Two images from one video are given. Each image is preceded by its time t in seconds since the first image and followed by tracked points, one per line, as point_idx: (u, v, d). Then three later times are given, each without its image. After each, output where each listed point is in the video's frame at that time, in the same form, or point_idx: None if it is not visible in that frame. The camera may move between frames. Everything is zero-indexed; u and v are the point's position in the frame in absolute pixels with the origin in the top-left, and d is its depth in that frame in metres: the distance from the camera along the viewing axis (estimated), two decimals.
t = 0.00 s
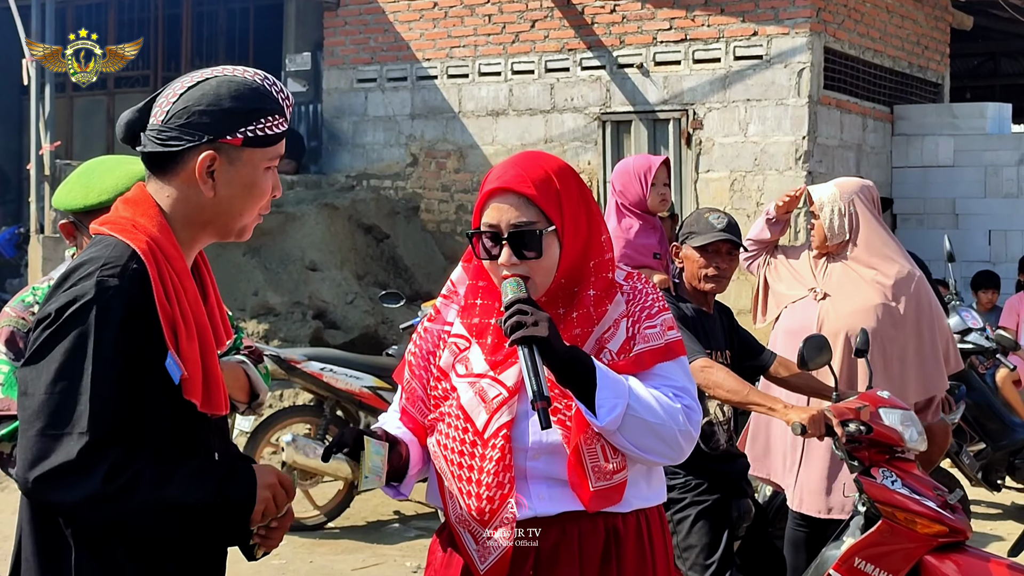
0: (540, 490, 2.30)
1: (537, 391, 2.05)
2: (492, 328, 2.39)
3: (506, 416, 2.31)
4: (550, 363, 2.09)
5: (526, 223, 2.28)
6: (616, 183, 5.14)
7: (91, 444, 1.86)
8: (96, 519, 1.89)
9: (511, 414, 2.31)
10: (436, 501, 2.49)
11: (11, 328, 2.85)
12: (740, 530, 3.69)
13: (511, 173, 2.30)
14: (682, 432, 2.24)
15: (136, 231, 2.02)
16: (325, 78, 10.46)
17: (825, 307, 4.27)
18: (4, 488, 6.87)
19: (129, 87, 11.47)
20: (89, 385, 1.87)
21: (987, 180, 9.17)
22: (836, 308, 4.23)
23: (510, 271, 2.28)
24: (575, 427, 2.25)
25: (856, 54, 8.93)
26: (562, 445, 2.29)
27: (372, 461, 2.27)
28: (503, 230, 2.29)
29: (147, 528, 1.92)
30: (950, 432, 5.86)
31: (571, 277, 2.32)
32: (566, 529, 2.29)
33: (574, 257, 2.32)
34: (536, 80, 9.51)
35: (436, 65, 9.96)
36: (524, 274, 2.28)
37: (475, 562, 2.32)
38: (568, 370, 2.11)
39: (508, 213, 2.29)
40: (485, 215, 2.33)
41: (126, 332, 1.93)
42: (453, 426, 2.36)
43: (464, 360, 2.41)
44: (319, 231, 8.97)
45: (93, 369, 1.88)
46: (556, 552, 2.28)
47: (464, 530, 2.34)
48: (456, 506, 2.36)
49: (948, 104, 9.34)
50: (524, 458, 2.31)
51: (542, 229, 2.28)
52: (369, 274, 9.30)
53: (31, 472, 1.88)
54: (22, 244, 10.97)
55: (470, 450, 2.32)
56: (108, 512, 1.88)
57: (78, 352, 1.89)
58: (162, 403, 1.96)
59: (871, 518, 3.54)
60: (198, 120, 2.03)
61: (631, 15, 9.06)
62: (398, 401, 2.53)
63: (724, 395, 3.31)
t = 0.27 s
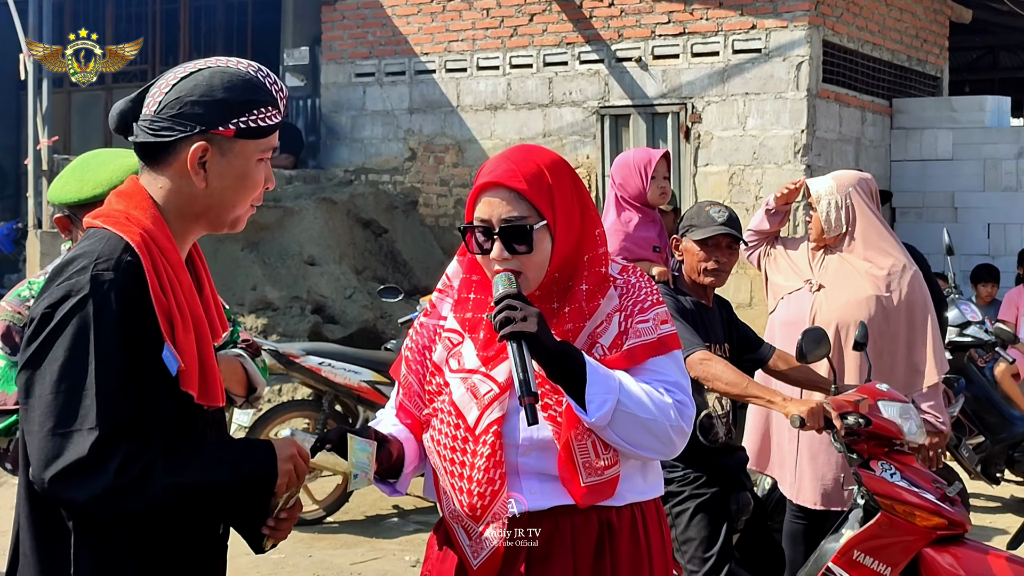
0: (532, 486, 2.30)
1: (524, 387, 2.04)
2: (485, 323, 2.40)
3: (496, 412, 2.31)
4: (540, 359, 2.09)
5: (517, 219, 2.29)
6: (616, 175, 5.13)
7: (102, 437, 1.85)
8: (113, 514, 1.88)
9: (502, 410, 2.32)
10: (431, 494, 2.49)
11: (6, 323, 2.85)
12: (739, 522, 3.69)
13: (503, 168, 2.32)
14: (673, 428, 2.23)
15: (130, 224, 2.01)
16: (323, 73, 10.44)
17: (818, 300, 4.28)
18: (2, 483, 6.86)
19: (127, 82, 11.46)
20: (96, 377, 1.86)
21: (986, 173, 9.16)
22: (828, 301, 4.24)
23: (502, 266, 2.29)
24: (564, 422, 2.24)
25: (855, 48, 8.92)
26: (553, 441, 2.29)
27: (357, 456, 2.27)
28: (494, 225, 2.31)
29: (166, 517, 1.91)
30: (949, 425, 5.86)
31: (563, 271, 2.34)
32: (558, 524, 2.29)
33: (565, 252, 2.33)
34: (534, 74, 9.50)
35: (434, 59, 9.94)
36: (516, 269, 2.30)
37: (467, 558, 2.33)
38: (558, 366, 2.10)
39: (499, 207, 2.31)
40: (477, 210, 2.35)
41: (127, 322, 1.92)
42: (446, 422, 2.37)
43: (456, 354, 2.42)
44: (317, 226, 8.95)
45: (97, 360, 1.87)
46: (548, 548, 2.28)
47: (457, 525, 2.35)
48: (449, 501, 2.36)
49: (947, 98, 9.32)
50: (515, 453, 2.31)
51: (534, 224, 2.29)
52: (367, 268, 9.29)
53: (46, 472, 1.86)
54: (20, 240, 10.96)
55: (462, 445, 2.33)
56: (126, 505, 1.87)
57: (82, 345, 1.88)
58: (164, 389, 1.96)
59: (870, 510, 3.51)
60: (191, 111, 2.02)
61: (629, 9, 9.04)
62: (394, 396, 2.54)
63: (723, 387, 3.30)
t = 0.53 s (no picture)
0: (526, 481, 2.29)
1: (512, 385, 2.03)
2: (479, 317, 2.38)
3: (489, 408, 2.29)
4: (530, 355, 2.08)
5: (510, 213, 2.28)
6: (613, 170, 5.12)
7: (111, 430, 1.83)
8: (125, 508, 1.85)
9: (495, 406, 2.30)
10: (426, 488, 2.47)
11: None
12: (735, 518, 3.67)
13: (496, 162, 2.30)
14: (665, 424, 2.22)
15: (125, 217, 1.99)
16: (320, 70, 10.42)
17: (812, 295, 4.27)
18: None
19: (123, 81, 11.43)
20: (101, 368, 1.85)
21: (983, 169, 9.15)
22: (822, 297, 4.22)
23: (496, 261, 2.29)
24: (556, 418, 2.23)
25: (852, 44, 8.90)
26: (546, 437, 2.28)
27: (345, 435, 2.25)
28: (488, 219, 2.29)
29: (180, 507, 1.89)
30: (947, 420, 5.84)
31: (557, 266, 2.32)
32: (550, 521, 2.28)
33: (558, 245, 2.31)
34: (531, 71, 9.48)
35: (431, 56, 9.92)
36: (509, 265, 2.29)
37: (460, 554, 2.32)
38: (548, 362, 2.09)
39: (492, 202, 2.29)
40: (471, 204, 2.34)
41: (128, 313, 1.91)
42: (439, 417, 2.36)
43: (450, 349, 2.40)
44: (314, 223, 8.94)
45: (102, 352, 1.86)
46: (540, 545, 2.27)
47: (451, 521, 2.34)
48: (443, 497, 2.35)
49: (944, 94, 9.31)
50: (508, 450, 2.30)
51: (526, 219, 2.28)
52: (364, 265, 9.27)
53: (58, 469, 1.83)
54: (17, 238, 10.94)
55: (455, 441, 2.32)
56: (139, 497, 1.85)
57: (86, 338, 1.86)
58: (166, 380, 1.95)
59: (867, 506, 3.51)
60: (181, 101, 2.01)
61: (626, 5, 9.02)
62: (392, 390, 2.54)
63: (720, 381, 3.29)
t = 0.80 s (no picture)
0: (522, 487, 2.28)
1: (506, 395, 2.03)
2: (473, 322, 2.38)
3: (484, 413, 2.29)
4: (524, 362, 2.07)
5: (502, 217, 2.27)
6: (608, 171, 5.11)
7: (109, 431, 1.83)
8: (125, 509, 1.85)
9: (490, 412, 2.30)
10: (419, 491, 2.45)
11: None
12: (731, 520, 3.67)
13: (488, 165, 2.30)
14: (661, 428, 2.22)
15: (116, 218, 1.99)
16: (315, 72, 10.42)
17: (804, 297, 4.26)
18: None
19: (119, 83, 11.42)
20: (97, 369, 1.84)
21: (978, 170, 9.16)
22: (814, 299, 4.21)
23: (488, 265, 2.28)
24: (551, 424, 2.23)
25: (848, 45, 8.91)
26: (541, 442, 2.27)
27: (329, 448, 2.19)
28: (479, 223, 2.29)
29: (180, 507, 1.89)
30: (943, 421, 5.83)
31: (550, 270, 2.32)
32: (547, 526, 2.27)
33: (552, 249, 2.31)
34: (527, 73, 9.48)
35: (426, 58, 9.92)
36: (500, 270, 2.29)
37: (457, 560, 2.31)
38: (543, 370, 2.09)
39: (484, 206, 2.29)
40: (463, 207, 2.33)
41: (124, 313, 1.90)
42: (434, 423, 2.35)
43: (444, 353, 2.40)
44: (309, 226, 8.92)
45: (97, 353, 1.85)
46: (536, 551, 2.27)
47: (447, 527, 2.33)
48: (439, 503, 2.34)
49: (940, 95, 9.32)
50: (503, 455, 2.29)
51: (517, 223, 2.27)
52: (360, 268, 9.25)
53: (56, 471, 1.82)
54: (12, 241, 10.92)
55: (451, 447, 2.31)
56: (139, 498, 1.84)
57: (81, 340, 1.85)
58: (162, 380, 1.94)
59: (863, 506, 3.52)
60: (161, 99, 2.01)
61: (622, 7, 9.02)
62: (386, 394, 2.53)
63: (715, 382, 3.28)
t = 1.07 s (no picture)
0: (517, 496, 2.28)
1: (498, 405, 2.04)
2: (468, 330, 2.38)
3: (479, 423, 2.29)
4: (518, 372, 2.07)
5: (495, 225, 2.27)
6: (603, 175, 5.11)
7: (101, 439, 1.82)
8: (117, 515, 1.85)
9: (484, 422, 2.30)
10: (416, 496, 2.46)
11: None
12: (727, 526, 3.66)
13: (481, 174, 2.30)
14: (655, 435, 2.22)
15: (110, 225, 1.98)
16: (312, 77, 10.42)
17: (798, 301, 4.28)
18: None
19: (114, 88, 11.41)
20: (89, 376, 1.83)
21: (974, 174, 9.17)
22: (808, 304, 4.23)
23: (481, 274, 2.27)
24: (545, 433, 2.22)
25: (843, 50, 8.92)
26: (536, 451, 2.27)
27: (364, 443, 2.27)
28: (473, 232, 2.29)
29: (173, 512, 1.89)
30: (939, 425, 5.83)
31: (544, 277, 2.31)
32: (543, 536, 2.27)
33: (545, 257, 2.30)
34: (523, 78, 9.48)
35: (423, 63, 9.92)
36: (494, 278, 2.28)
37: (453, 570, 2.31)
38: (537, 381, 2.09)
39: (477, 214, 2.28)
40: (456, 215, 2.33)
41: (115, 321, 1.89)
42: (429, 433, 2.35)
43: (438, 362, 2.40)
44: (305, 231, 8.91)
45: (89, 360, 1.84)
46: (531, 560, 2.26)
47: (442, 536, 2.33)
48: (434, 512, 2.34)
49: (935, 99, 9.33)
50: (499, 464, 2.29)
51: (511, 231, 2.26)
52: (357, 273, 9.24)
53: (48, 479, 1.82)
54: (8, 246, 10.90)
55: (446, 456, 2.31)
56: (132, 505, 1.84)
57: (73, 347, 1.84)
58: (154, 388, 1.93)
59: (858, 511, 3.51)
60: (152, 106, 2.00)
61: (618, 12, 9.03)
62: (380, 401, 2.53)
63: (711, 387, 3.28)
